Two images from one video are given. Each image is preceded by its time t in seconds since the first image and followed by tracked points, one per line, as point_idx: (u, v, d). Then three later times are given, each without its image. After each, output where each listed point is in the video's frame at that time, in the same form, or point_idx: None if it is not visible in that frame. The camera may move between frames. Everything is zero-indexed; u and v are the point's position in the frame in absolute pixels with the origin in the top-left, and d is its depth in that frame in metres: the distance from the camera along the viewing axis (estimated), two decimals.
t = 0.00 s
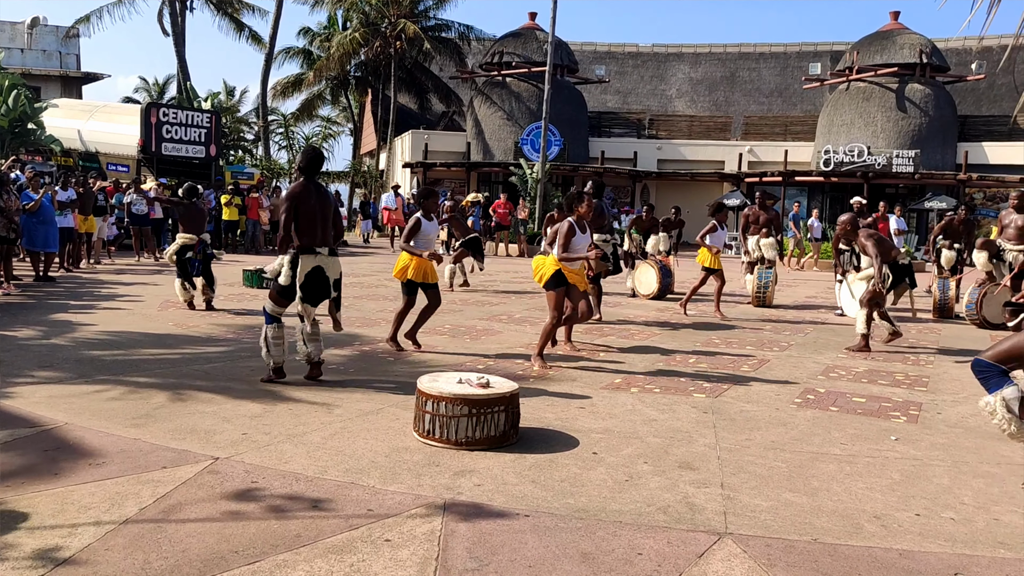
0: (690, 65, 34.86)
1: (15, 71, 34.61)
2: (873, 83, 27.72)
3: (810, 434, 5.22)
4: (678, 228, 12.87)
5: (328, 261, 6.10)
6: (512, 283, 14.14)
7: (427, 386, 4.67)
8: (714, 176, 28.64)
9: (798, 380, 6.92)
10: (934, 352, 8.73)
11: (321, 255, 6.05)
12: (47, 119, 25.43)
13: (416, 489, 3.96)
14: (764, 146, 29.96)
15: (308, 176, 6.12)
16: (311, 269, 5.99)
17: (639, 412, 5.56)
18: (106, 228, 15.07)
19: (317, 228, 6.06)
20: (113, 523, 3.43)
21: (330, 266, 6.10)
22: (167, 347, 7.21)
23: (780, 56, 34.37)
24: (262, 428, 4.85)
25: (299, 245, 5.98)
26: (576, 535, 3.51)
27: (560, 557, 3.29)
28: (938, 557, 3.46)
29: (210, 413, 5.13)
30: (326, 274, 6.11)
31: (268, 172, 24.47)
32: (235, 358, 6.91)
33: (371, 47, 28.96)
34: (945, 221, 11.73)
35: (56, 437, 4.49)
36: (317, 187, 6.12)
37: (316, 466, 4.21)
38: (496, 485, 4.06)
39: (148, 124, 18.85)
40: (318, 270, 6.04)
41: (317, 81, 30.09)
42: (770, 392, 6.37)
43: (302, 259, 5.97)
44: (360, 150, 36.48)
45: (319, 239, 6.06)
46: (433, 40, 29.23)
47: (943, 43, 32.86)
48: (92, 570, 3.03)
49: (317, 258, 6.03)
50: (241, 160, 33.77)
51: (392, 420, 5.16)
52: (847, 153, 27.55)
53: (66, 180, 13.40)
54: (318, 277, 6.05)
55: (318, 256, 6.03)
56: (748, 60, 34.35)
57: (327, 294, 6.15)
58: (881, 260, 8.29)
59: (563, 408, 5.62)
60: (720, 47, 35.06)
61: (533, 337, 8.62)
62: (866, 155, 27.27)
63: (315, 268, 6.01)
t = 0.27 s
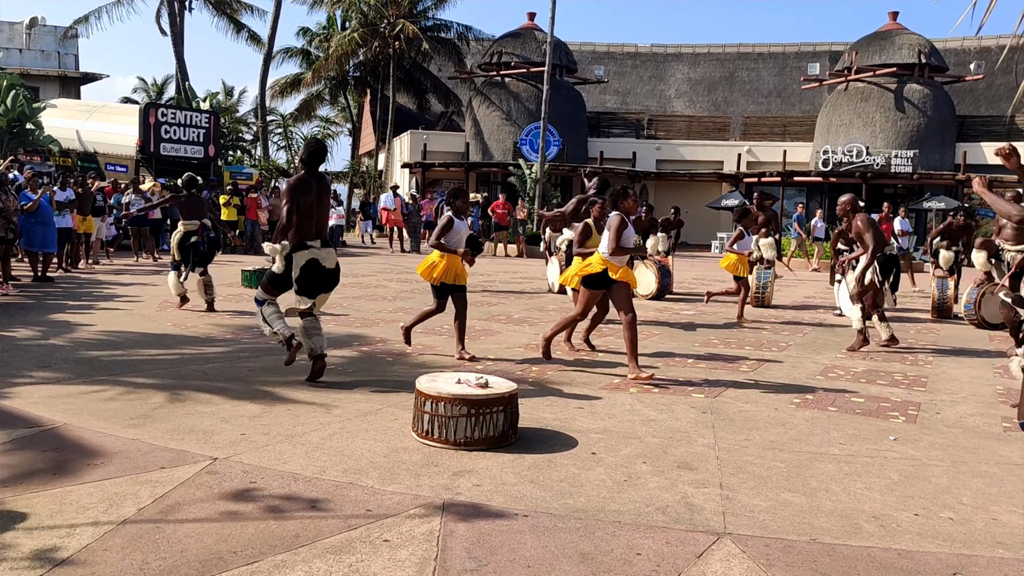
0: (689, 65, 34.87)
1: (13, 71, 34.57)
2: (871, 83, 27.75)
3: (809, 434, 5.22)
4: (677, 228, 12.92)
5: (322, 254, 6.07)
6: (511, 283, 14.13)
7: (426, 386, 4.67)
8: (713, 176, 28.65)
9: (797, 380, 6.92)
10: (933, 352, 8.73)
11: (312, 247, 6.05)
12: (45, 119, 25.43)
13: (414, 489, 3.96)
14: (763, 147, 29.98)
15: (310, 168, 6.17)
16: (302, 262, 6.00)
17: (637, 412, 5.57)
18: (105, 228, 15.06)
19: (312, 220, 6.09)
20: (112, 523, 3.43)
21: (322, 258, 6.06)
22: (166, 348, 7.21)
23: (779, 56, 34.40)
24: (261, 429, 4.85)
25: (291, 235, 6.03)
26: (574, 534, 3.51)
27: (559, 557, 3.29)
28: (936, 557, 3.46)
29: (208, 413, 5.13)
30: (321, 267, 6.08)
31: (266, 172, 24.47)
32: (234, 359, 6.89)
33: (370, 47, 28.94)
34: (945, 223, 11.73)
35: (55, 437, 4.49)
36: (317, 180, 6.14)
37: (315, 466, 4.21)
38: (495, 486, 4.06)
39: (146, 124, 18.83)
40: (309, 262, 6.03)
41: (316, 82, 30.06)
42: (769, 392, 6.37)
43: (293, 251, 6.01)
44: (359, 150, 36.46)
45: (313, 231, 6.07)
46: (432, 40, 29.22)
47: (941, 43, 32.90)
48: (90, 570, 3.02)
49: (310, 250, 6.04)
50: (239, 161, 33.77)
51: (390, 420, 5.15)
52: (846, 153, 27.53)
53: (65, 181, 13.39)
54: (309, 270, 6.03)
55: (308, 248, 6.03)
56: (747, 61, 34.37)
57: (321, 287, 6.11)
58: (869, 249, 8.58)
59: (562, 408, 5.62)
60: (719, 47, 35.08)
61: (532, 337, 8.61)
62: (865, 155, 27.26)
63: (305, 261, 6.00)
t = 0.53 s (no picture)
0: (687, 66, 34.89)
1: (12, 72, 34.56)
2: (870, 83, 27.77)
3: (808, 434, 5.22)
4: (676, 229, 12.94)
5: (308, 263, 6.04)
6: (510, 283, 14.14)
7: (425, 387, 4.67)
8: (712, 177, 28.66)
9: (795, 380, 6.93)
10: (932, 352, 8.75)
11: (300, 255, 6.04)
12: (44, 120, 25.41)
13: (413, 489, 3.95)
14: (762, 147, 30.00)
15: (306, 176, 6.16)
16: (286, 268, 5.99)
17: (636, 412, 5.57)
18: (104, 229, 15.06)
19: (302, 228, 6.09)
20: (111, 523, 3.42)
21: (309, 266, 6.05)
22: (165, 348, 7.21)
23: (777, 57, 34.42)
24: (259, 429, 4.85)
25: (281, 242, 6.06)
26: (573, 534, 3.51)
27: (558, 557, 3.29)
28: (935, 557, 3.46)
29: (208, 413, 5.12)
30: (307, 275, 6.05)
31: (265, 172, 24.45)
32: (233, 359, 6.89)
33: (369, 48, 28.96)
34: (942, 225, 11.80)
35: (54, 438, 4.49)
36: (314, 187, 6.13)
37: (314, 466, 4.21)
38: (494, 486, 4.06)
39: (145, 125, 18.83)
40: (296, 270, 6.01)
41: (315, 82, 30.07)
42: (768, 392, 6.37)
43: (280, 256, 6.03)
44: (357, 151, 36.47)
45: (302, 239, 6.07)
46: (430, 41, 29.22)
47: (939, 43, 32.93)
48: (88, 571, 3.02)
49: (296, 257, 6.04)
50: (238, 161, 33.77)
51: (389, 420, 5.15)
52: (845, 153, 27.50)
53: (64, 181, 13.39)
54: (293, 277, 6.01)
55: (296, 256, 6.02)
56: (745, 61, 34.39)
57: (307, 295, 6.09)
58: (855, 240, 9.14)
59: (561, 408, 5.63)
60: (717, 48, 35.10)
61: (531, 337, 8.61)
62: (863, 156, 27.28)
63: (289, 267, 5.99)
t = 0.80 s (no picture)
0: (687, 66, 34.88)
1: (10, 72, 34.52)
2: (869, 83, 27.78)
3: (806, 434, 5.23)
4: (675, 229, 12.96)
5: (291, 253, 6.24)
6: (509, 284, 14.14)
7: (424, 387, 4.66)
8: (711, 177, 28.67)
9: (794, 380, 6.93)
10: (931, 352, 8.75)
11: (285, 246, 6.26)
12: (43, 120, 25.43)
13: (412, 490, 3.95)
14: (761, 147, 30.00)
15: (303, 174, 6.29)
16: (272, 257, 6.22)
17: (635, 412, 5.57)
18: (103, 229, 15.05)
19: (289, 221, 6.29)
20: (109, 523, 3.42)
21: (292, 256, 6.24)
22: (164, 348, 7.21)
23: (776, 57, 34.41)
24: (258, 429, 4.85)
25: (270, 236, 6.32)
26: (571, 535, 3.51)
27: (556, 557, 3.29)
28: (934, 557, 3.46)
29: (206, 414, 5.13)
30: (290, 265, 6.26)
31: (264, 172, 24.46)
32: (232, 359, 6.89)
33: (368, 48, 28.96)
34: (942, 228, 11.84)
35: (53, 438, 4.49)
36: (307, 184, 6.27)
37: (313, 467, 4.20)
38: (493, 486, 4.06)
39: (144, 125, 18.82)
40: (280, 259, 6.22)
41: (314, 82, 30.06)
42: (768, 392, 6.38)
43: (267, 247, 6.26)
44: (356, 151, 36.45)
45: (288, 231, 6.29)
46: (429, 41, 29.21)
47: (938, 44, 32.95)
48: (88, 571, 3.02)
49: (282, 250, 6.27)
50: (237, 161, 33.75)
51: (388, 420, 5.15)
52: (844, 153, 27.55)
53: (63, 182, 13.38)
54: (278, 267, 6.21)
55: (281, 246, 6.25)
56: (744, 61, 34.38)
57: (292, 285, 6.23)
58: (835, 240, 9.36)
59: (560, 408, 5.63)
60: (716, 48, 35.10)
61: (530, 337, 8.61)
62: (862, 156, 27.27)
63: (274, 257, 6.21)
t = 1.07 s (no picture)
0: (686, 66, 34.88)
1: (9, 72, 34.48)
2: (867, 84, 27.81)
3: (805, 434, 5.23)
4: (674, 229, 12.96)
5: (272, 245, 6.34)
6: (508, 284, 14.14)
7: (423, 388, 4.66)
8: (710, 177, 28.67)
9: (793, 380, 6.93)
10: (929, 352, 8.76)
11: (269, 238, 6.37)
12: (42, 120, 25.43)
13: (411, 490, 3.95)
14: (759, 147, 29.99)
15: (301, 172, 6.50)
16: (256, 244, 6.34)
17: (634, 413, 5.58)
18: (101, 229, 15.04)
19: (279, 215, 6.43)
20: (108, 524, 3.42)
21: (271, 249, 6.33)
22: (163, 348, 7.21)
23: (775, 57, 34.41)
24: (256, 429, 4.85)
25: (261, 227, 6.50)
26: (570, 535, 3.51)
27: (555, 557, 3.29)
28: (932, 557, 3.46)
29: (205, 414, 5.13)
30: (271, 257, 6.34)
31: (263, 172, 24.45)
32: (231, 360, 6.88)
33: (367, 48, 28.96)
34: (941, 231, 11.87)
35: (52, 438, 4.49)
36: (308, 177, 6.47)
37: (312, 467, 4.20)
38: (491, 486, 4.06)
39: (143, 125, 18.81)
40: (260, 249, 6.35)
41: (313, 82, 30.04)
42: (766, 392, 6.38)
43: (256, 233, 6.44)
44: (355, 151, 36.43)
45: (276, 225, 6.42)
46: (428, 40, 29.19)
47: (937, 44, 32.97)
48: (87, 571, 3.02)
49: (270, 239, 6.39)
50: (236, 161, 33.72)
51: (387, 421, 5.15)
52: (843, 153, 27.55)
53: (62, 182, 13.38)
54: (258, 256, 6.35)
55: (265, 237, 6.38)
56: (743, 61, 34.38)
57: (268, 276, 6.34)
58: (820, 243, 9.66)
59: (559, 409, 5.63)
60: (715, 48, 35.11)
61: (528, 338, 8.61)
62: (861, 156, 27.28)
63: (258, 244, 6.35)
